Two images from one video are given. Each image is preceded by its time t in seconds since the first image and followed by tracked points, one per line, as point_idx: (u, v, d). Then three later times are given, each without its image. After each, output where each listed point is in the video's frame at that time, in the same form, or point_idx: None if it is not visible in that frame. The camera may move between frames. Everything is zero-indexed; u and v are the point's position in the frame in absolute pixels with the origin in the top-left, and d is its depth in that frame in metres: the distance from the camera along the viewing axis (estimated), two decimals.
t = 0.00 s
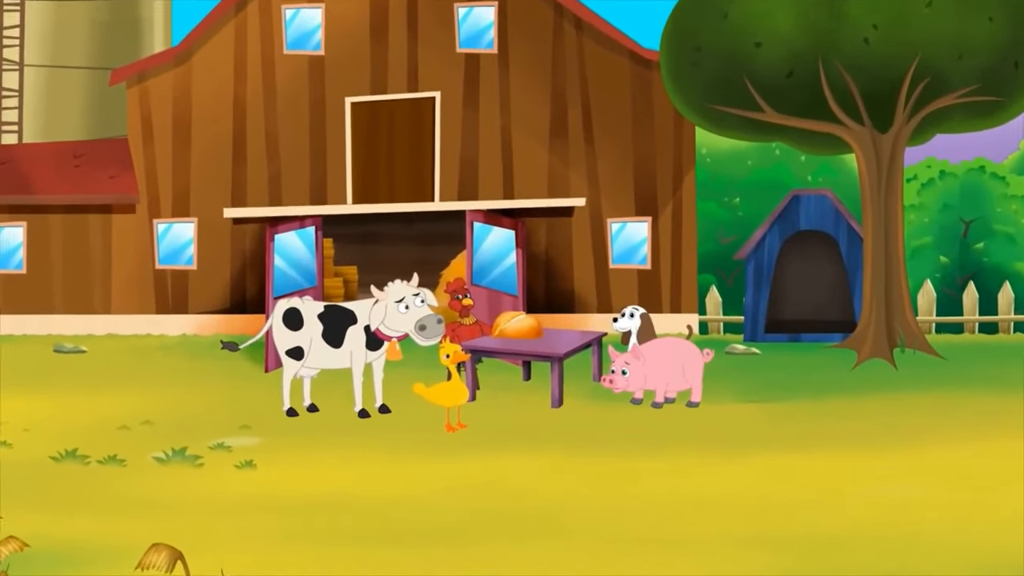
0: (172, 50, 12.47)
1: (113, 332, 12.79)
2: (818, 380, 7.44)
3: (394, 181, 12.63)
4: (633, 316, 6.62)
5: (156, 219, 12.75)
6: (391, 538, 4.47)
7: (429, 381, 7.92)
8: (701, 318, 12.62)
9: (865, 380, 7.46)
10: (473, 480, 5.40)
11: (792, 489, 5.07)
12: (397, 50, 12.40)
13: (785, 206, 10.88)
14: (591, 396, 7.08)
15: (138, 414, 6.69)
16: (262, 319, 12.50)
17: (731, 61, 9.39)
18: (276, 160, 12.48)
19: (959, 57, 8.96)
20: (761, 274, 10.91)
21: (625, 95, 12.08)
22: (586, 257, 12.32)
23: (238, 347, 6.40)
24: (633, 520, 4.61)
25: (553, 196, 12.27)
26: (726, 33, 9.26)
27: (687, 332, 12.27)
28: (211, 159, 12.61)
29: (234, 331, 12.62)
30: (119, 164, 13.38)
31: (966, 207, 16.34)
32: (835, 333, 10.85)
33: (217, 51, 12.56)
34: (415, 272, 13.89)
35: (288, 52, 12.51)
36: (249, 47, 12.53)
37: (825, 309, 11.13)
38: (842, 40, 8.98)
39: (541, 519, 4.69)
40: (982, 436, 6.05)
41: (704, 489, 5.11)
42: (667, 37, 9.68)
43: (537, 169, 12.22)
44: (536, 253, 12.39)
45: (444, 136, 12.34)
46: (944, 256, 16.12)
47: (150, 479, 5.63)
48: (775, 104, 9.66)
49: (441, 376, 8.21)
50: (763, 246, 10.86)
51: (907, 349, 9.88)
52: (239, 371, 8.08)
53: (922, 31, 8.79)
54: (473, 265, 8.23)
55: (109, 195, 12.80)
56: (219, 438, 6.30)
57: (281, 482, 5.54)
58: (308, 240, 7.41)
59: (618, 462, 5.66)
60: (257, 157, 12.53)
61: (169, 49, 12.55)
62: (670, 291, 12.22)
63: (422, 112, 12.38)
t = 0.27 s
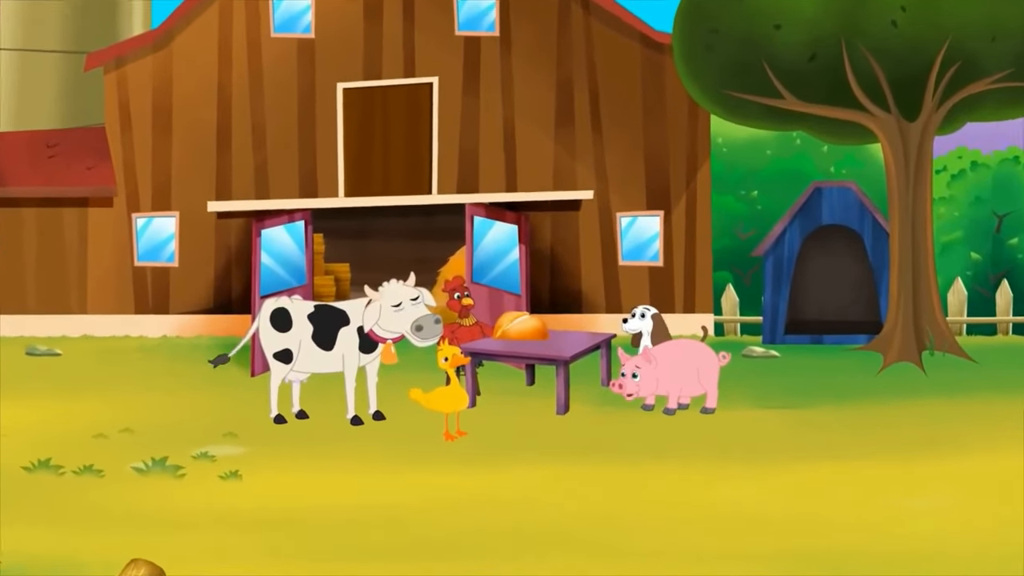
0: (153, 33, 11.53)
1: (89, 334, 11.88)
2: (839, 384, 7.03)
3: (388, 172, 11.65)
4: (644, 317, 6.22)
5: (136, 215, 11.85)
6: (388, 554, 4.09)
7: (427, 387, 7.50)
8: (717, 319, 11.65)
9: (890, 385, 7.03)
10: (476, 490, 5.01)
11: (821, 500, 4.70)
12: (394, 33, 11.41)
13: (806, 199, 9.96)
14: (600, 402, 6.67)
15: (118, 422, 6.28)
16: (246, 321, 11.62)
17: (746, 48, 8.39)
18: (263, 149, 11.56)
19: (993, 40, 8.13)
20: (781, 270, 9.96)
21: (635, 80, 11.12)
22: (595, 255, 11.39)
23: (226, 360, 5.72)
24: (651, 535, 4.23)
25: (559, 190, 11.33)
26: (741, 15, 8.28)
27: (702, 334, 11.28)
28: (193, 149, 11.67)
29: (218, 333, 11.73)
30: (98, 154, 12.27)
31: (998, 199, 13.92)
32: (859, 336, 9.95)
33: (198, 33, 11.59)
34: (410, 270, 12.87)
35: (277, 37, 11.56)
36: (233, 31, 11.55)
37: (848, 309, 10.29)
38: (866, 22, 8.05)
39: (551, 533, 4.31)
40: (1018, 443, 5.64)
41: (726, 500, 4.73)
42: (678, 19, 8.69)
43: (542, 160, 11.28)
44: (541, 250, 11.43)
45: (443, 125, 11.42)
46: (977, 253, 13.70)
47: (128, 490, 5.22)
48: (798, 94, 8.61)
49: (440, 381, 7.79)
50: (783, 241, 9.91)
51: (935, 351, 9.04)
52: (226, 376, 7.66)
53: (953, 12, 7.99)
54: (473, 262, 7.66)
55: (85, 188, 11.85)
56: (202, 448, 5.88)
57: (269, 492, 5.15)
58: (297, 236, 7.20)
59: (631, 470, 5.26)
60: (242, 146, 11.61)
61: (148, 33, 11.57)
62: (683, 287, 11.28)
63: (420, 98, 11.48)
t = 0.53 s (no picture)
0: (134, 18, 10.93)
1: (68, 336, 11.29)
2: (857, 388, 6.72)
3: (384, 163, 10.98)
4: (653, 318, 5.90)
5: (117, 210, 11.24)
6: (386, 570, 3.80)
7: (425, 391, 7.18)
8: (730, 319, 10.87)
9: (911, 389, 6.72)
10: (479, 500, 4.72)
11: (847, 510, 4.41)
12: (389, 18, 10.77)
13: (825, 193, 9.48)
14: (607, 407, 6.36)
15: (100, 428, 5.96)
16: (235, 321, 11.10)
17: (763, 33, 8.09)
18: (251, 141, 11.02)
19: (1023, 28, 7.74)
20: (798, 268, 9.57)
21: (645, 67, 10.42)
22: (602, 253, 10.69)
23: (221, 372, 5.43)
24: (666, 549, 3.94)
25: (564, 183, 10.63)
26: None
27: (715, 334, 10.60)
28: (179, 140, 11.09)
29: (205, 335, 11.15)
30: (78, 144, 11.36)
31: None
32: (880, 337, 9.54)
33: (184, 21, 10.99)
34: (406, 268, 12.08)
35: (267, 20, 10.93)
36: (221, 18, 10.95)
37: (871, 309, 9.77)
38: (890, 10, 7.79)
39: (558, 548, 4.02)
40: None
41: (746, 510, 4.44)
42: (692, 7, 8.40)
43: (546, 150, 10.60)
44: (546, 247, 10.78)
45: (441, 114, 10.76)
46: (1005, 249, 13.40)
47: (110, 499, 4.92)
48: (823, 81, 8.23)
49: (438, 385, 7.47)
50: (800, 237, 9.53)
51: (961, 354, 8.60)
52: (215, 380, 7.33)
53: None
54: (474, 261, 7.38)
55: (59, 180, 11.17)
56: (188, 455, 5.56)
57: (259, 502, 4.85)
58: (288, 231, 7.12)
59: (643, 478, 4.97)
60: (230, 137, 11.05)
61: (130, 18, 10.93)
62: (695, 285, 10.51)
63: (418, 85, 10.83)
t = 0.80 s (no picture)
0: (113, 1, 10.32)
1: (44, 337, 10.72)
2: (877, 393, 6.39)
3: (379, 151, 10.31)
4: (665, 318, 5.64)
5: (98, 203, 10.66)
6: None
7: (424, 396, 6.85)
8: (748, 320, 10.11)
9: (935, 393, 6.40)
10: (482, 509, 4.41)
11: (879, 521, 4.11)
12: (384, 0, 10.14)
13: (844, 190, 8.92)
14: (615, 412, 6.05)
15: (80, 435, 5.64)
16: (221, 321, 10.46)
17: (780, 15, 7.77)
18: (239, 131, 10.41)
19: None
20: (817, 266, 9.01)
21: (656, 54, 9.75)
22: (610, 251, 10.01)
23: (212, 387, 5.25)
24: (685, 563, 3.63)
25: (570, 176, 9.97)
26: None
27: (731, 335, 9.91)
28: (163, 130, 10.50)
29: (191, 335, 10.55)
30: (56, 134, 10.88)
31: None
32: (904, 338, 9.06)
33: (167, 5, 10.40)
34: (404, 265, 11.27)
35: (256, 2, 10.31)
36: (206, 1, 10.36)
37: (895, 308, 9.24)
38: None
39: (566, 562, 3.71)
40: None
41: (769, 519, 4.14)
42: None
43: (550, 141, 9.94)
44: (550, 243, 10.12)
45: (439, 101, 10.10)
46: None
47: (87, 509, 4.61)
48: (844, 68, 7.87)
49: (437, 390, 7.14)
50: (820, 233, 8.97)
51: (990, 357, 8.19)
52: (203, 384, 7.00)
53: None
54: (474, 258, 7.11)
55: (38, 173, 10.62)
56: (172, 463, 5.24)
57: (247, 511, 4.54)
58: (276, 226, 6.88)
59: (656, 487, 4.67)
60: (217, 128, 10.45)
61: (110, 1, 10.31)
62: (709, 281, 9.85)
63: (414, 71, 10.17)
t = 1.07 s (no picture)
0: None
1: (22, 337, 10.29)
2: (898, 397, 6.11)
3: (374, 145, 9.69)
4: (676, 318, 5.39)
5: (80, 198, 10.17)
6: None
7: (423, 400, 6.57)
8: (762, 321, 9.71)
9: (958, 397, 6.12)
10: (486, 519, 4.15)
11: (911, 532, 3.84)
12: None
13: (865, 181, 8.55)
14: (624, 417, 5.78)
15: (60, 442, 5.36)
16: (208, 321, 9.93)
17: None
18: (228, 120, 9.83)
19: None
20: (837, 263, 8.65)
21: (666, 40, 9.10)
22: (617, 247, 9.36)
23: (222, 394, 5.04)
24: None
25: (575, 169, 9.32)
26: None
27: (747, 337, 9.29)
28: (148, 121, 10.01)
29: (176, 336, 10.02)
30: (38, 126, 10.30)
31: None
32: (928, 339, 8.56)
33: None
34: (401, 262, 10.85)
35: None
36: None
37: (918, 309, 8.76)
38: None
39: None
40: None
41: (793, 531, 3.88)
42: None
43: (554, 132, 9.31)
44: (555, 240, 9.49)
45: (437, 88, 9.48)
46: None
47: (66, 519, 4.34)
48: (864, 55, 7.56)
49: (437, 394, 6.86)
50: (839, 229, 8.62)
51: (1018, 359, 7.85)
52: (192, 388, 6.72)
53: None
54: (475, 255, 6.88)
55: (16, 165, 10.16)
56: (157, 471, 4.96)
57: (237, 521, 4.27)
58: (269, 223, 6.65)
59: (670, 495, 4.40)
60: (204, 119, 9.91)
61: None
62: (721, 280, 9.19)
63: (412, 57, 9.55)
